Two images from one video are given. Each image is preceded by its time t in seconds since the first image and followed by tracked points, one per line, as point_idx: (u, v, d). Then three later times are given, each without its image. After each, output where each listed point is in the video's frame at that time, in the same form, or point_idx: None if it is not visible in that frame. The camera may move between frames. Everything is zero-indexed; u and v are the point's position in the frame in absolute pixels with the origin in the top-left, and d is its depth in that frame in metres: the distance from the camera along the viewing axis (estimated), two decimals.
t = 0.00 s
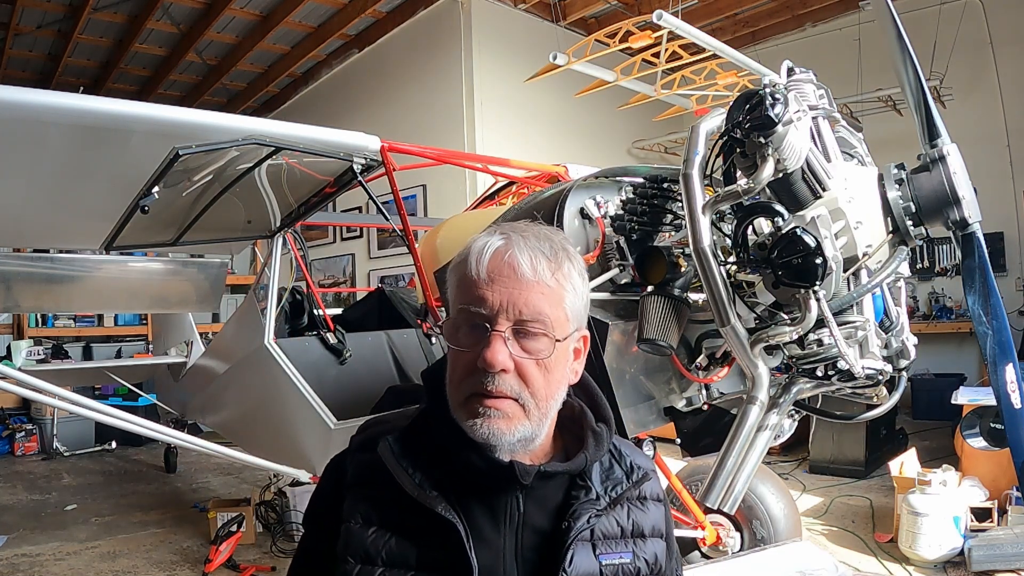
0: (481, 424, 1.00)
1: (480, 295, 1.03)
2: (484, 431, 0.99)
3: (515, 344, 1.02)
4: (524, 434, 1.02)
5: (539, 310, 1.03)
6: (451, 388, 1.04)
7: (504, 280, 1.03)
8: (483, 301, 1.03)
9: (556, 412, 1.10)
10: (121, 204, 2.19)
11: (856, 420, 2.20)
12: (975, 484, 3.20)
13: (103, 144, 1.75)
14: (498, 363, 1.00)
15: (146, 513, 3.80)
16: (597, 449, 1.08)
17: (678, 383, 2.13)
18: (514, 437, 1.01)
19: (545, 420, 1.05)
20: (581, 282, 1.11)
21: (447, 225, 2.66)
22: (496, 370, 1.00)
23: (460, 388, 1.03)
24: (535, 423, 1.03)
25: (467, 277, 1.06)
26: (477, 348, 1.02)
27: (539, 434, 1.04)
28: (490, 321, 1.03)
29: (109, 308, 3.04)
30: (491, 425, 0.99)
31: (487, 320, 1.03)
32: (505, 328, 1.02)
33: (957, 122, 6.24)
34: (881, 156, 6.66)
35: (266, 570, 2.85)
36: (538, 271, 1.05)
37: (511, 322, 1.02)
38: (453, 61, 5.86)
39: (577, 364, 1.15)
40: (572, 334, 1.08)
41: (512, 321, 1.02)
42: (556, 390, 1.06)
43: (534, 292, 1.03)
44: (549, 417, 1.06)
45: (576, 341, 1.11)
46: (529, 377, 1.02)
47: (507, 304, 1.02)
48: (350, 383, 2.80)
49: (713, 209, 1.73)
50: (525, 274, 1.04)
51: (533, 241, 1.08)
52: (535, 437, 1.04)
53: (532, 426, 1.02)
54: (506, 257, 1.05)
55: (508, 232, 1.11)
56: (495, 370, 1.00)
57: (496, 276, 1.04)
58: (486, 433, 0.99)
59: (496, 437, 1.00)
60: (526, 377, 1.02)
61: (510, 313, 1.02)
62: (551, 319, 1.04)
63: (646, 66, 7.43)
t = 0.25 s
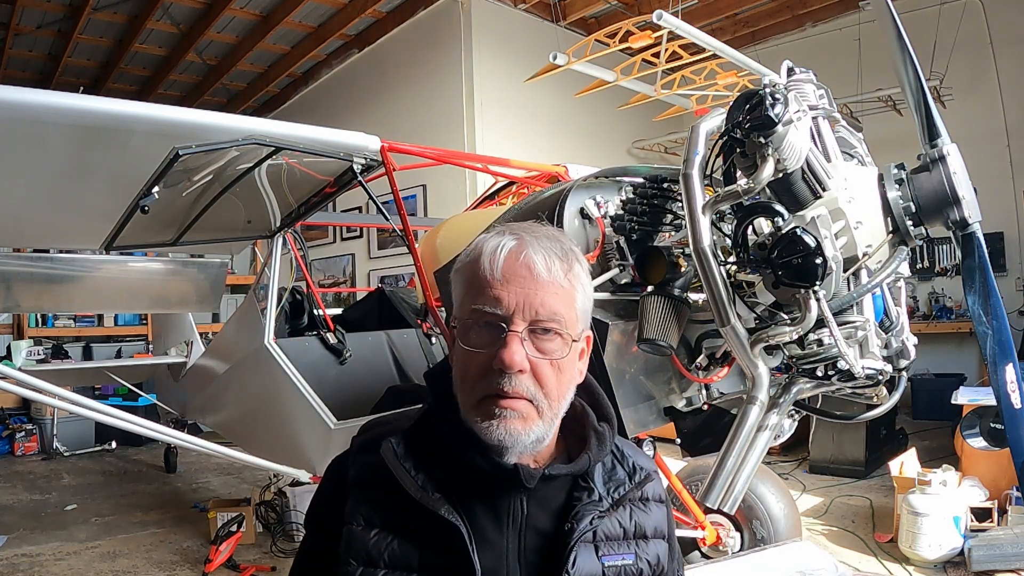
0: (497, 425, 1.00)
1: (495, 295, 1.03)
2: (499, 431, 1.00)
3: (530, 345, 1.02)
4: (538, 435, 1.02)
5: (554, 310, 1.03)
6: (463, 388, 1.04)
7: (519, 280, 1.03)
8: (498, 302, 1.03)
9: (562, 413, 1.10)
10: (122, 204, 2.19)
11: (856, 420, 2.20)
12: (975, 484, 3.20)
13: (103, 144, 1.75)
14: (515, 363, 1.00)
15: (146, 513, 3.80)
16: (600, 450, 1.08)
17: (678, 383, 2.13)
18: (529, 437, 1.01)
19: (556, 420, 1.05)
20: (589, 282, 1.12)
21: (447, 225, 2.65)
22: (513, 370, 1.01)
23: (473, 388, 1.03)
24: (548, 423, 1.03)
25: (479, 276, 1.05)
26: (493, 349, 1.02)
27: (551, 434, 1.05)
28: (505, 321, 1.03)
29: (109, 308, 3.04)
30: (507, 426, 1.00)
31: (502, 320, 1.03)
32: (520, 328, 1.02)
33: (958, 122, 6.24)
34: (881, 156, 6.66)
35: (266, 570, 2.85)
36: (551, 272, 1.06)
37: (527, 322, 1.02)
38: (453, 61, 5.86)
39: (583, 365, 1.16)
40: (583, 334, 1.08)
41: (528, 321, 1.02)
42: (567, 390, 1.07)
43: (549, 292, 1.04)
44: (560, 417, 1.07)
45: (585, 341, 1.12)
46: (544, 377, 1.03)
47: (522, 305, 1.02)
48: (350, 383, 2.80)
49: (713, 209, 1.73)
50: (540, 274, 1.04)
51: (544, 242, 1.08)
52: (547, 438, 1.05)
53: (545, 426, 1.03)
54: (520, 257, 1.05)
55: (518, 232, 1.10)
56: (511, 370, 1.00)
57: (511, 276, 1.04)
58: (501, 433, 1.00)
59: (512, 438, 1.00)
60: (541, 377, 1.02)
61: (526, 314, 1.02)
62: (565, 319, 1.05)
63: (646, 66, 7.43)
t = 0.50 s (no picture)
0: (507, 421, 1.00)
1: (506, 293, 1.03)
2: (509, 428, 1.00)
3: (540, 343, 1.03)
4: (544, 431, 1.03)
5: (564, 310, 1.04)
6: (471, 386, 1.04)
7: (530, 279, 1.03)
8: (509, 300, 1.02)
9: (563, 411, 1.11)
10: (122, 204, 2.19)
11: (856, 420, 2.20)
12: (975, 484, 3.20)
13: (103, 144, 1.75)
14: (525, 362, 1.01)
15: (146, 513, 3.80)
16: (597, 447, 1.09)
17: (678, 384, 2.13)
18: (535, 433, 1.02)
19: (561, 417, 1.06)
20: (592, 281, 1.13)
21: (447, 225, 2.65)
22: (524, 369, 1.01)
23: (482, 385, 1.03)
24: (554, 420, 1.05)
25: (489, 274, 1.05)
26: (503, 347, 1.02)
27: (555, 431, 1.06)
28: (515, 319, 1.02)
29: (110, 308, 3.04)
30: (516, 423, 1.01)
31: (512, 318, 1.02)
32: (531, 326, 1.03)
33: (958, 122, 6.24)
34: (881, 156, 6.66)
35: (266, 570, 2.85)
36: (560, 271, 1.06)
37: (537, 321, 1.03)
38: (453, 62, 5.86)
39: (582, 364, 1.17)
40: (587, 333, 1.09)
41: (538, 320, 1.03)
42: (572, 388, 1.08)
43: (559, 292, 1.04)
44: (563, 414, 1.08)
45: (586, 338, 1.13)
46: (552, 375, 1.03)
47: (533, 304, 1.02)
48: (350, 383, 2.80)
49: (713, 209, 1.73)
50: (550, 274, 1.04)
51: (552, 241, 1.08)
52: (552, 434, 1.06)
53: (552, 423, 1.04)
54: (530, 255, 1.05)
55: (525, 231, 1.10)
56: (522, 368, 1.01)
57: (522, 275, 1.03)
58: (510, 430, 1.00)
59: (519, 435, 1.01)
60: (550, 375, 1.03)
61: (536, 312, 1.02)
62: (574, 319, 1.05)
63: (646, 66, 7.43)
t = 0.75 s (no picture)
0: (516, 415, 1.01)
1: (520, 288, 1.03)
2: (517, 421, 1.01)
3: (551, 339, 1.04)
4: (550, 426, 1.04)
5: (574, 307, 1.05)
6: (479, 379, 1.03)
7: (543, 276, 1.04)
8: (522, 295, 1.03)
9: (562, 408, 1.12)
10: (121, 204, 2.19)
11: (856, 420, 2.20)
12: (975, 484, 3.20)
13: (103, 144, 1.75)
14: (538, 356, 1.01)
15: (146, 513, 3.80)
16: (591, 440, 1.09)
17: (678, 383, 2.13)
18: (541, 427, 1.03)
19: (563, 412, 1.07)
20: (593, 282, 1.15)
21: (447, 226, 2.66)
22: (535, 363, 1.02)
23: (492, 378, 1.02)
24: (558, 415, 1.05)
25: (502, 269, 1.05)
26: (515, 341, 1.02)
27: (557, 426, 1.07)
28: (528, 314, 1.03)
29: (110, 308, 3.04)
30: (525, 417, 1.01)
31: (524, 313, 1.03)
32: (542, 321, 1.03)
33: (958, 122, 6.24)
34: (881, 156, 6.66)
35: (266, 570, 2.85)
36: (570, 270, 1.08)
37: (548, 317, 1.04)
38: (453, 62, 5.86)
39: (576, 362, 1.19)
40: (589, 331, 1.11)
41: (550, 315, 1.04)
42: (574, 384, 1.09)
43: (569, 289, 1.05)
44: (565, 410, 1.09)
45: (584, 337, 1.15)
46: (559, 371, 1.04)
47: (546, 299, 1.03)
48: (349, 383, 2.80)
49: (713, 209, 1.73)
50: (561, 272, 1.06)
51: (561, 241, 1.10)
52: (554, 428, 1.07)
53: (556, 418, 1.05)
54: (543, 253, 1.06)
55: (535, 229, 1.11)
56: (534, 362, 1.01)
57: (535, 272, 1.05)
58: (519, 423, 1.01)
59: (527, 429, 1.02)
60: (558, 370, 1.04)
61: (548, 308, 1.03)
62: (581, 317, 1.07)
63: (646, 66, 7.43)
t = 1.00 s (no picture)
0: (508, 412, 1.02)
1: (509, 289, 1.04)
2: (509, 418, 1.02)
3: (540, 338, 1.05)
4: (540, 422, 1.05)
5: (562, 306, 1.06)
6: (470, 377, 1.04)
7: (532, 277, 1.05)
8: (512, 295, 1.04)
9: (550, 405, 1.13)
10: (121, 204, 2.19)
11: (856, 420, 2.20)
12: (975, 484, 3.20)
13: (103, 144, 1.75)
14: (528, 355, 1.02)
15: (146, 513, 3.80)
16: (580, 435, 1.10)
17: (678, 384, 2.13)
18: (532, 423, 1.04)
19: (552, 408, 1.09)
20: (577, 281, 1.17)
21: (447, 226, 2.66)
22: (525, 361, 1.03)
23: (483, 377, 1.03)
24: (548, 411, 1.07)
25: (491, 269, 1.06)
26: (505, 341, 1.03)
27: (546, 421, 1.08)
28: (517, 314, 1.04)
29: (110, 308, 3.04)
30: (517, 413, 1.02)
31: (513, 313, 1.04)
32: (532, 320, 1.04)
33: (958, 122, 6.24)
34: (881, 156, 6.66)
35: (266, 570, 2.85)
36: (558, 270, 1.09)
37: (538, 316, 1.04)
38: (453, 62, 5.86)
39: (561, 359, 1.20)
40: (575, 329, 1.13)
41: (539, 315, 1.04)
42: (563, 381, 1.10)
43: (557, 289, 1.06)
44: (554, 406, 1.10)
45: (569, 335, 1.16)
46: (549, 369, 1.06)
47: (534, 299, 1.04)
48: (349, 383, 2.80)
49: (713, 209, 1.72)
50: (550, 272, 1.07)
51: (548, 242, 1.11)
52: (544, 424, 1.08)
53: (546, 415, 1.06)
54: (532, 253, 1.07)
55: (520, 230, 1.12)
56: (524, 360, 1.02)
57: (524, 272, 1.05)
58: (511, 420, 1.02)
59: (519, 425, 1.03)
60: (547, 368, 1.05)
61: (537, 307, 1.04)
62: (569, 316, 1.08)
63: (646, 66, 7.43)
